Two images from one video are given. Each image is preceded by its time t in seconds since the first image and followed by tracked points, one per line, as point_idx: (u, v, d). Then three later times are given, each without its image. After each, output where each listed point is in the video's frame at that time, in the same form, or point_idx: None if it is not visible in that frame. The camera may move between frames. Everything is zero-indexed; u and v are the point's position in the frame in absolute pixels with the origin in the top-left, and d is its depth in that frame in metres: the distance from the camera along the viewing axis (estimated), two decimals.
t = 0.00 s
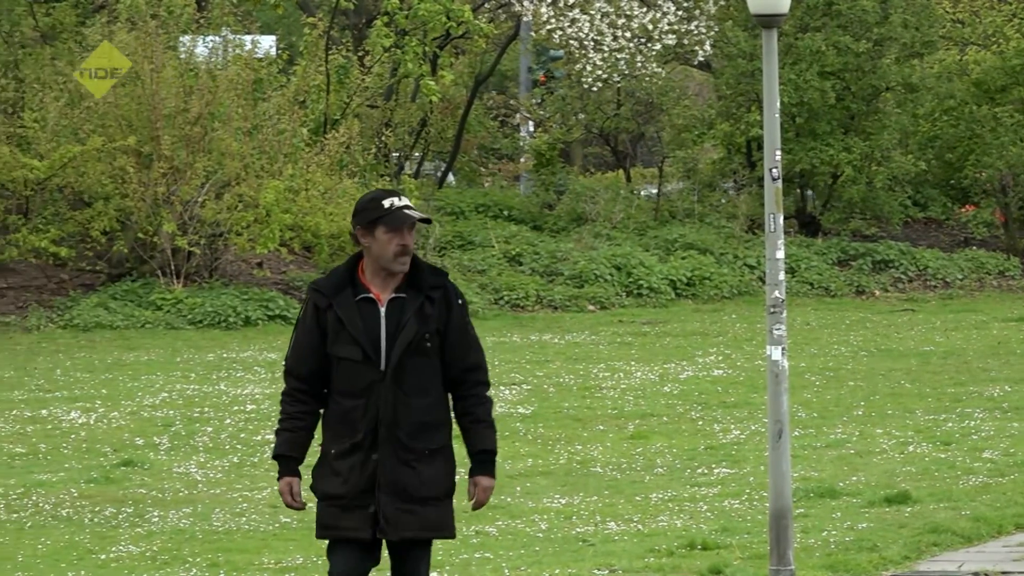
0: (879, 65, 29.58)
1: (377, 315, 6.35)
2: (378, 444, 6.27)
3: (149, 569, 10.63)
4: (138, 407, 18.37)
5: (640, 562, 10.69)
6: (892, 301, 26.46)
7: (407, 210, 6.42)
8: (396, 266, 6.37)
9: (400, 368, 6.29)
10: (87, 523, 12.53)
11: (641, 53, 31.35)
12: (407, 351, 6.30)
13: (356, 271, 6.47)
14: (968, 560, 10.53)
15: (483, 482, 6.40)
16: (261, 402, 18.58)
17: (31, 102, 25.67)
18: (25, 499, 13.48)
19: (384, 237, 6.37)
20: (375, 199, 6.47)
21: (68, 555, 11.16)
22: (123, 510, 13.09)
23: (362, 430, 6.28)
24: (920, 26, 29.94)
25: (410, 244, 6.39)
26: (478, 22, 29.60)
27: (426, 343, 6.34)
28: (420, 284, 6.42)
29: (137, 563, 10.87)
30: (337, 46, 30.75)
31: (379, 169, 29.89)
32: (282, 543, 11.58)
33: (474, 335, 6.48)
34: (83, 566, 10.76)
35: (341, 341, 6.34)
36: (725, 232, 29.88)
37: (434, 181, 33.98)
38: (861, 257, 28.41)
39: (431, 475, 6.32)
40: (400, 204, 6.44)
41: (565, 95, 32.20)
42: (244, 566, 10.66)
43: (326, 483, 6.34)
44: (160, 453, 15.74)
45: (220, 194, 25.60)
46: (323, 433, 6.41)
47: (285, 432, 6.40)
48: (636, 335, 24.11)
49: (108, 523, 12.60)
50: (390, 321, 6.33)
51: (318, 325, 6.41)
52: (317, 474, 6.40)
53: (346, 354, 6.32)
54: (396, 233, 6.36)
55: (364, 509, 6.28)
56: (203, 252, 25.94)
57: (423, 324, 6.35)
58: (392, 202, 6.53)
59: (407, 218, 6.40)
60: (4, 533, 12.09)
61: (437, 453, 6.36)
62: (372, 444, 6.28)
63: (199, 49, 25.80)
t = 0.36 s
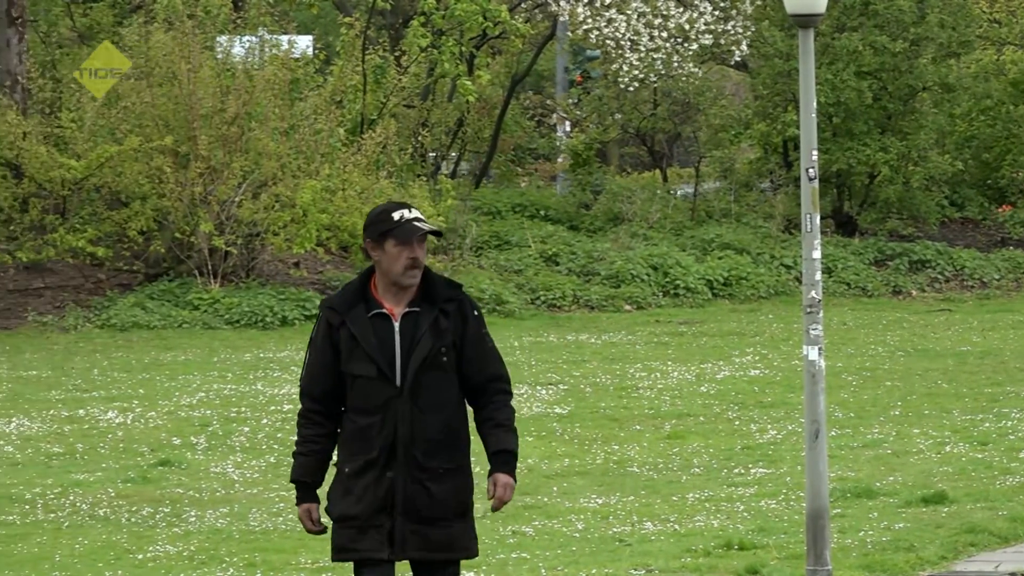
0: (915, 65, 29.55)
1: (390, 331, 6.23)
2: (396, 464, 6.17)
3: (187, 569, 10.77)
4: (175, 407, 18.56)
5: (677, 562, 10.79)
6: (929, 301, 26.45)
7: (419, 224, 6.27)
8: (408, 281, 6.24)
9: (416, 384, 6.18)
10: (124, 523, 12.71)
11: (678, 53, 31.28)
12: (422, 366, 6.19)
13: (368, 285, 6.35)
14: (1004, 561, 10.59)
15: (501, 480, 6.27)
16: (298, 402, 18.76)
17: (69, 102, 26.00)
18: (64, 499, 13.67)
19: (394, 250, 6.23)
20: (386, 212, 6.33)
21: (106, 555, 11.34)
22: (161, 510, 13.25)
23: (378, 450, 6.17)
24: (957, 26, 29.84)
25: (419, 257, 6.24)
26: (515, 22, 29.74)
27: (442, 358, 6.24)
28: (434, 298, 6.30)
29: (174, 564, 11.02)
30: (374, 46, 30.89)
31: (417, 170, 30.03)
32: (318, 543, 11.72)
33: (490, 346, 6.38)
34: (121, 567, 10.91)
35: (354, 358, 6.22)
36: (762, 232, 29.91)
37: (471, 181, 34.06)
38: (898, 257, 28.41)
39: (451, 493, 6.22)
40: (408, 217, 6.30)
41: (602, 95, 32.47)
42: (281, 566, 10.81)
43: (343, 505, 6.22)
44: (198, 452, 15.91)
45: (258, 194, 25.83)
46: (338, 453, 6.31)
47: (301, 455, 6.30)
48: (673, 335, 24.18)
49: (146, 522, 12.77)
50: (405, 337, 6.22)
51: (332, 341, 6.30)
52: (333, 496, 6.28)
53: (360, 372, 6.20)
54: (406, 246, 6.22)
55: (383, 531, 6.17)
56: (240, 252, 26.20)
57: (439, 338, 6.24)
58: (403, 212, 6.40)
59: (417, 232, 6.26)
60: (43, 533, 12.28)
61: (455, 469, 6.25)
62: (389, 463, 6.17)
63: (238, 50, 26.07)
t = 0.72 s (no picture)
0: (946, 66, 29.48)
1: (414, 334, 6.28)
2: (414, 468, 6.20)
3: (218, 569, 10.90)
4: (205, 407, 18.74)
5: (707, 562, 10.88)
6: (960, 301, 26.45)
7: (445, 226, 6.35)
8: (432, 283, 6.29)
9: (437, 389, 6.23)
10: (155, 523, 12.87)
11: (708, 53, 31.51)
12: (445, 371, 6.24)
13: (390, 287, 6.40)
14: None
15: (519, 513, 6.40)
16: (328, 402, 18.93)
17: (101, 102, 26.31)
18: (94, 499, 13.85)
19: (420, 251, 6.29)
20: (410, 213, 6.42)
21: (136, 555, 11.50)
22: (191, 510, 13.41)
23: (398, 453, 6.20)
24: (988, 27, 29.76)
25: (445, 259, 6.31)
26: (545, 22, 29.91)
27: (465, 364, 6.29)
28: (457, 304, 6.37)
29: (205, 563, 11.16)
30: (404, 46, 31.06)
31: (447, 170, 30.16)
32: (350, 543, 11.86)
33: (511, 357, 6.45)
34: (152, 567, 11.06)
35: (376, 359, 6.25)
36: (792, 232, 29.94)
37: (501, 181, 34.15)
38: (928, 257, 28.41)
39: (468, 501, 6.26)
40: (435, 219, 6.37)
41: (632, 95, 32.49)
42: (311, 566, 10.95)
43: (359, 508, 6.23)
44: (228, 453, 16.08)
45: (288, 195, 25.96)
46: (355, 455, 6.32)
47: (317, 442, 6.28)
48: (703, 336, 24.26)
49: (176, 522, 12.94)
50: (428, 341, 6.27)
51: (352, 340, 6.33)
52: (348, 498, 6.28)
53: (381, 374, 6.24)
54: (433, 247, 6.28)
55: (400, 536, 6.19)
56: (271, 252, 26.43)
57: (462, 344, 6.30)
58: (429, 215, 6.47)
59: (444, 234, 6.33)
60: (74, 533, 12.45)
61: (473, 478, 6.30)
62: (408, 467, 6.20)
63: (267, 49, 26.21)
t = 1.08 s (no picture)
0: (975, 66, 29.43)
1: (442, 327, 6.27)
2: (444, 463, 6.20)
3: (247, 569, 11.04)
4: (235, 407, 18.91)
5: (735, 562, 10.98)
6: (989, 301, 26.47)
7: (473, 218, 6.33)
8: (461, 274, 6.27)
9: (466, 381, 6.22)
10: (184, 523, 13.03)
11: (737, 53, 31.70)
12: (475, 363, 6.23)
13: (419, 278, 6.39)
14: None
15: (550, 487, 6.31)
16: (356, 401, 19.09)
17: (130, 103, 26.57)
18: (123, 499, 14.02)
19: (447, 242, 6.28)
20: (438, 203, 6.40)
21: (166, 555, 11.66)
22: (220, 510, 13.57)
23: (428, 448, 6.21)
24: (1017, 27, 29.88)
25: (473, 250, 6.29)
26: (574, 22, 30.15)
27: (494, 355, 6.27)
28: (487, 294, 6.34)
29: (236, 563, 11.31)
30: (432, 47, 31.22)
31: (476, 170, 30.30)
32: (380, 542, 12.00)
33: (542, 346, 6.41)
34: (181, 566, 11.21)
35: (404, 354, 6.26)
36: (821, 232, 29.96)
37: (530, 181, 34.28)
38: (957, 257, 28.42)
39: (500, 495, 6.23)
40: (463, 209, 6.35)
41: (661, 95, 32.77)
42: (341, 566, 11.10)
43: (389, 505, 6.26)
44: (257, 452, 16.24)
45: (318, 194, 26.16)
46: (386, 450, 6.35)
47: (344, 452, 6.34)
48: (732, 336, 24.33)
49: (205, 522, 13.10)
50: (457, 333, 6.26)
51: (381, 334, 6.34)
52: (380, 493, 6.33)
53: (410, 368, 6.24)
54: (460, 239, 6.27)
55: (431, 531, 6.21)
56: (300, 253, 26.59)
57: (491, 335, 6.27)
58: (457, 206, 6.45)
59: (472, 226, 6.31)
60: (103, 533, 12.62)
61: (505, 470, 6.27)
62: (438, 462, 6.21)
63: (296, 49, 26.36)
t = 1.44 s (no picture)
0: (993, 65, 29.38)
1: (447, 334, 6.13)
2: (451, 474, 6.09)
3: (264, 569, 11.08)
4: (252, 406, 18.96)
5: (752, 562, 11.00)
6: (1006, 301, 26.43)
7: (473, 221, 6.16)
8: (463, 280, 6.12)
9: (472, 389, 6.09)
10: (202, 523, 13.08)
11: (755, 53, 31.37)
12: (481, 371, 6.11)
13: (420, 283, 6.24)
14: None
15: (558, 511, 6.30)
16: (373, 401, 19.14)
17: (148, 102, 26.46)
18: (141, 499, 14.08)
19: (447, 247, 6.12)
20: (436, 206, 6.21)
21: (183, 554, 11.72)
22: (237, 510, 13.61)
23: (433, 460, 6.09)
24: None
25: (473, 255, 6.14)
26: (591, 22, 30.15)
27: (501, 363, 6.15)
28: (491, 300, 6.20)
29: (253, 563, 11.36)
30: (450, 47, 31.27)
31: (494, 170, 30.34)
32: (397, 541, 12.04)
33: (547, 353, 6.31)
34: (198, 566, 11.26)
35: (409, 362, 6.11)
36: (838, 232, 29.93)
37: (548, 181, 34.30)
38: (974, 257, 28.38)
39: (506, 507, 6.14)
40: (463, 212, 6.18)
41: (678, 95, 32.74)
42: (357, 566, 11.14)
43: (396, 516, 6.16)
44: (274, 452, 16.30)
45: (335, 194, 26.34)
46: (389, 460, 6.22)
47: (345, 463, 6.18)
48: (749, 336, 24.32)
49: (223, 521, 13.16)
50: (462, 340, 6.12)
51: (383, 341, 6.19)
52: (384, 505, 6.21)
53: (414, 377, 6.10)
54: (459, 243, 6.11)
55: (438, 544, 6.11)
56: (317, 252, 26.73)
57: (497, 342, 6.15)
58: (457, 207, 6.27)
59: (472, 230, 6.14)
60: (121, 532, 12.68)
61: (510, 480, 6.17)
62: (445, 473, 6.10)
63: (313, 49, 26.45)
